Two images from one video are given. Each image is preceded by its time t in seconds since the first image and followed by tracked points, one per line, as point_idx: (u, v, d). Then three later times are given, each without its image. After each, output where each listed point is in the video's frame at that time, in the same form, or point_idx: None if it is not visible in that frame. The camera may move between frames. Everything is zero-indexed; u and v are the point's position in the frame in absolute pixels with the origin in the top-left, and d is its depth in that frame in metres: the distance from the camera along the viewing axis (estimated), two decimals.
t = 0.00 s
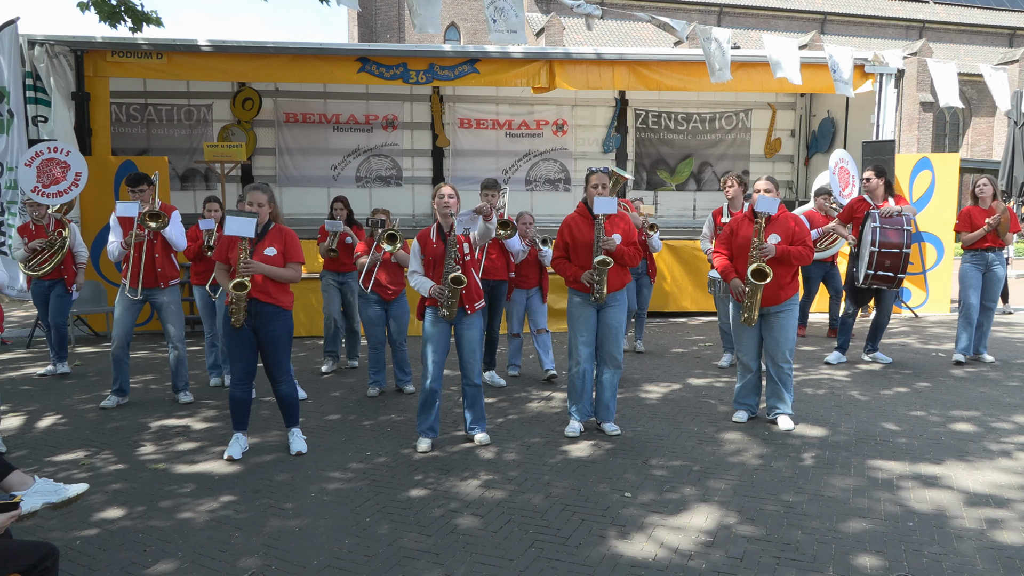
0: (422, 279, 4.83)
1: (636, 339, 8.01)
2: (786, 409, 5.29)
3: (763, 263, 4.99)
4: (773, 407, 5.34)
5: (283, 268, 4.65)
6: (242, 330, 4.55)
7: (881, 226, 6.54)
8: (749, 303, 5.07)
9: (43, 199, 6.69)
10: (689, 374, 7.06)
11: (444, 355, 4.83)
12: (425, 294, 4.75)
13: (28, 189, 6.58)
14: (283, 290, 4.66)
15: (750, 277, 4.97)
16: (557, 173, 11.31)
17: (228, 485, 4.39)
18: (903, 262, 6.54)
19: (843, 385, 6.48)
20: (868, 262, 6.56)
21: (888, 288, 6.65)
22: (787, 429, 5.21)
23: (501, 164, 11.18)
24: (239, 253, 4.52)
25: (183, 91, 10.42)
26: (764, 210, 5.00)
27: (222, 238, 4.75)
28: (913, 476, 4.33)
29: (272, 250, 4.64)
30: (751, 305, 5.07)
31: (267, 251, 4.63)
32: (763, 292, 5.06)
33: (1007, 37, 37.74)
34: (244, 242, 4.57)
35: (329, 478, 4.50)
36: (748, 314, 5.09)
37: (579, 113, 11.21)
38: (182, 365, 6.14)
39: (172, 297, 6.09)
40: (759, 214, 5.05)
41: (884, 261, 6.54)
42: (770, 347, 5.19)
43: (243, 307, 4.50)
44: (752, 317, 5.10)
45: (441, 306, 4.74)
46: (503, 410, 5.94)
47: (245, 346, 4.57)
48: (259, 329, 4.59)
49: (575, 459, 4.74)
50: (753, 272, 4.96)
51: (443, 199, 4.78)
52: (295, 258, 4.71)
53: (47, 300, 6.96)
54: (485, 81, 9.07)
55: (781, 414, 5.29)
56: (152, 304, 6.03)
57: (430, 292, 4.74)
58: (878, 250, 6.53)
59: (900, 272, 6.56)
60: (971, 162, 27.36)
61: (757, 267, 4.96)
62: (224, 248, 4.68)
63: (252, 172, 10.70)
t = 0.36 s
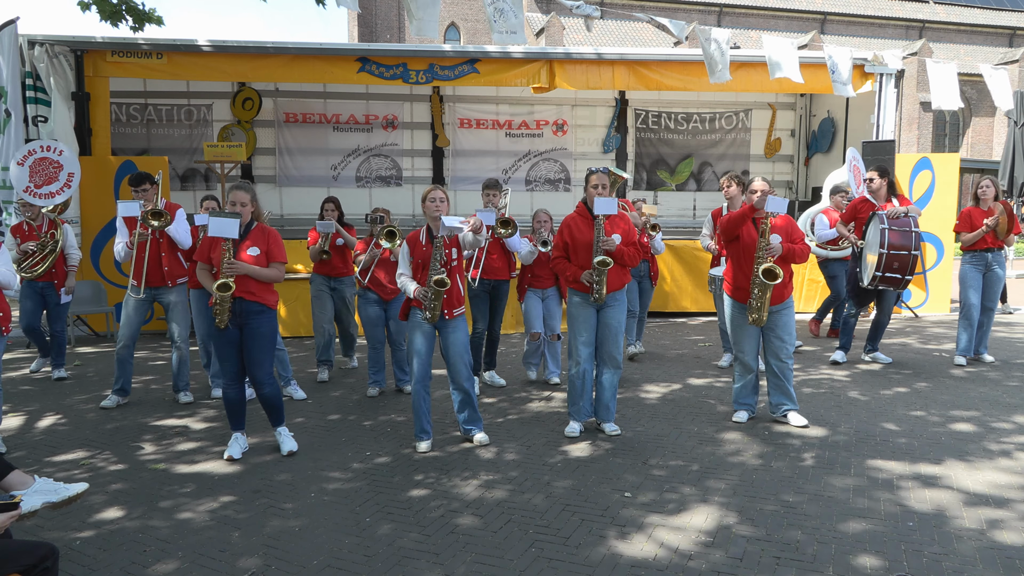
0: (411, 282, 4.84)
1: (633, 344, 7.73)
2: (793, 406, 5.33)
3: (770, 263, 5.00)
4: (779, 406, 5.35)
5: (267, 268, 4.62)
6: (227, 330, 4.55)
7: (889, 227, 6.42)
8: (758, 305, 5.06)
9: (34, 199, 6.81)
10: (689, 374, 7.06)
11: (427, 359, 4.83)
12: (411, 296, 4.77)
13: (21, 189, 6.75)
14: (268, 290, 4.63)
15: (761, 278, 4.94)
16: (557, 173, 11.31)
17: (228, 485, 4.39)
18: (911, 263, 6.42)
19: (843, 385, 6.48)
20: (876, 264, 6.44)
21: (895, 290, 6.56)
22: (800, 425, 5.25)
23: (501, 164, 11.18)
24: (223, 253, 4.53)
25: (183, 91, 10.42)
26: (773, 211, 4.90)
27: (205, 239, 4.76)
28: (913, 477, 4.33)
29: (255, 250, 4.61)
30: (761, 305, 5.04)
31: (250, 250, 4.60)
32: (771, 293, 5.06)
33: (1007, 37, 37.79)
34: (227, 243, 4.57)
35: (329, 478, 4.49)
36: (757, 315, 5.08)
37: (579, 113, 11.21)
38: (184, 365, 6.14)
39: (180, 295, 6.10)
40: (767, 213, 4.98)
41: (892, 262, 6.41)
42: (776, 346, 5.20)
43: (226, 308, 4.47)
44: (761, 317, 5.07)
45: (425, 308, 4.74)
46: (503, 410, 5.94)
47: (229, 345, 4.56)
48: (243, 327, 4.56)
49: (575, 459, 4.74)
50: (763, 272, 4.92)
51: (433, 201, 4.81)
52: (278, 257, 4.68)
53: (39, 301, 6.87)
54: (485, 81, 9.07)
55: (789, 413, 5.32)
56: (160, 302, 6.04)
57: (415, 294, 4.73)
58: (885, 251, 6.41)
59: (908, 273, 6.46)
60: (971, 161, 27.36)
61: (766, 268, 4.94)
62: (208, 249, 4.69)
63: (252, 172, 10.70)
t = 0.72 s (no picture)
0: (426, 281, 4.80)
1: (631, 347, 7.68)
2: (796, 404, 5.39)
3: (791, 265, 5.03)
4: (784, 404, 5.40)
5: (265, 269, 4.62)
6: (224, 331, 4.51)
7: (894, 228, 6.36)
8: (779, 306, 5.01)
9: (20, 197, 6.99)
10: (689, 373, 7.06)
11: (451, 349, 4.84)
12: (433, 295, 4.70)
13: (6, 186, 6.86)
14: (265, 291, 4.62)
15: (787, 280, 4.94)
16: (557, 173, 11.31)
17: (228, 484, 4.39)
18: (916, 263, 6.38)
19: (843, 385, 6.48)
20: (880, 264, 6.39)
21: (898, 291, 6.53)
22: (803, 422, 5.34)
23: (501, 164, 11.18)
24: (219, 256, 4.47)
25: (183, 91, 10.42)
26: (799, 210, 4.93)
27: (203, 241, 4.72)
28: (913, 476, 4.33)
29: (253, 251, 4.59)
30: (782, 305, 5.00)
31: (248, 252, 4.58)
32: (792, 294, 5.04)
33: (1007, 37, 37.81)
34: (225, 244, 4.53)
35: (328, 478, 4.50)
36: (778, 316, 5.03)
37: (579, 113, 11.21)
38: (190, 363, 6.22)
39: (180, 295, 6.06)
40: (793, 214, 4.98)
41: (896, 263, 6.37)
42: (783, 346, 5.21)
43: (225, 309, 4.43)
44: (780, 318, 5.03)
45: (452, 305, 4.73)
46: (503, 410, 5.95)
47: (222, 348, 4.54)
48: (240, 329, 4.56)
49: (575, 459, 4.74)
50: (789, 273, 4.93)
51: (439, 200, 4.81)
52: (276, 258, 4.67)
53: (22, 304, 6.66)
54: (485, 81, 9.07)
55: (792, 411, 5.38)
56: (159, 303, 6.02)
57: (439, 292, 4.69)
58: (890, 251, 6.36)
59: (912, 274, 6.42)
60: (971, 161, 27.37)
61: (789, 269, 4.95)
62: (205, 251, 4.65)
63: (252, 172, 10.70)
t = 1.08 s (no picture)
0: (421, 279, 4.86)
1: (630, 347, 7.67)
2: (797, 404, 5.40)
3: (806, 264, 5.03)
4: (784, 404, 5.41)
5: (261, 268, 4.61)
6: (217, 331, 4.49)
7: (897, 227, 6.34)
8: (793, 306, 5.02)
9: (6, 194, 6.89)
10: (689, 373, 7.07)
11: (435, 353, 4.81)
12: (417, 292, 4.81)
13: None
14: (260, 290, 4.62)
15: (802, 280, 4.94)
16: (557, 173, 11.31)
17: (228, 485, 4.39)
18: (920, 262, 6.34)
19: (842, 385, 6.48)
20: (884, 263, 6.35)
21: (903, 290, 6.45)
22: (803, 423, 5.33)
23: (501, 164, 11.19)
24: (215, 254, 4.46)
25: (183, 91, 10.41)
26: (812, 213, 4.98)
27: (198, 239, 4.70)
28: (913, 476, 4.33)
29: (250, 251, 4.59)
30: (797, 305, 5.00)
31: (244, 251, 4.57)
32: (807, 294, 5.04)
33: (1007, 37, 37.78)
34: (221, 242, 4.52)
35: (328, 478, 4.50)
36: (792, 317, 5.04)
37: (579, 113, 11.21)
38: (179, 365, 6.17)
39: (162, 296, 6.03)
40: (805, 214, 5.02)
41: (900, 261, 6.33)
42: (793, 346, 5.21)
43: (220, 307, 4.43)
44: (795, 319, 5.03)
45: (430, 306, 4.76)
46: (503, 410, 5.95)
47: (216, 349, 4.52)
48: (234, 329, 4.55)
49: (575, 459, 4.74)
50: (804, 274, 4.94)
51: (443, 197, 4.82)
52: (273, 258, 4.67)
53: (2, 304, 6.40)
54: (485, 80, 9.06)
55: (792, 412, 5.39)
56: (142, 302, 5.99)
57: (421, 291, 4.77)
58: (895, 250, 6.32)
59: (916, 272, 6.37)
60: (971, 161, 27.39)
61: (803, 269, 4.96)
62: (200, 249, 4.63)
63: (252, 172, 10.70)
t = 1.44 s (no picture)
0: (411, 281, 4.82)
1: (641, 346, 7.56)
2: (797, 404, 5.40)
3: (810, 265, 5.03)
4: (784, 404, 5.42)
5: (249, 267, 4.61)
6: (206, 330, 4.49)
7: (903, 228, 6.30)
8: (796, 306, 5.05)
9: None
10: (689, 373, 7.07)
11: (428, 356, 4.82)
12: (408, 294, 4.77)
13: None
14: (248, 290, 4.62)
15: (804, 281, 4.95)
16: (557, 173, 11.31)
17: (228, 484, 4.39)
18: (926, 263, 6.28)
19: (842, 385, 6.48)
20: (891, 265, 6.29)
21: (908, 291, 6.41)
22: (803, 423, 5.33)
23: (501, 164, 11.19)
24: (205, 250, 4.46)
25: (183, 91, 10.42)
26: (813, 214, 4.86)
27: (185, 237, 4.68)
28: (913, 476, 4.33)
29: (239, 249, 4.59)
30: (801, 306, 5.02)
31: (233, 249, 4.57)
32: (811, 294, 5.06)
33: (1007, 37, 37.75)
34: (211, 238, 4.51)
35: (327, 478, 4.50)
36: (796, 317, 5.05)
37: (579, 113, 11.21)
38: (148, 366, 6.11)
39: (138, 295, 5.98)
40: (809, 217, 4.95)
41: (907, 263, 6.27)
42: (796, 346, 5.21)
43: (208, 306, 4.43)
44: (799, 319, 5.05)
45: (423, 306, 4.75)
46: (502, 410, 5.95)
47: (207, 351, 4.51)
48: (222, 331, 4.54)
49: (575, 459, 4.74)
50: (806, 275, 4.95)
51: (433, 200, 4.83)
52: (262, 257, 4.67)
53: None
54: (485, 80, 9.06)
55: (792, 412, 5.39)
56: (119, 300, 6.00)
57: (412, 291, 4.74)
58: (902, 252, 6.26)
59: (922, 274, 6.32)
60: (972, 161, 27.40)
61: (807, 269, 4.96)
62: (187, 247, 4.62)
63: (252, 172, 10.70)
